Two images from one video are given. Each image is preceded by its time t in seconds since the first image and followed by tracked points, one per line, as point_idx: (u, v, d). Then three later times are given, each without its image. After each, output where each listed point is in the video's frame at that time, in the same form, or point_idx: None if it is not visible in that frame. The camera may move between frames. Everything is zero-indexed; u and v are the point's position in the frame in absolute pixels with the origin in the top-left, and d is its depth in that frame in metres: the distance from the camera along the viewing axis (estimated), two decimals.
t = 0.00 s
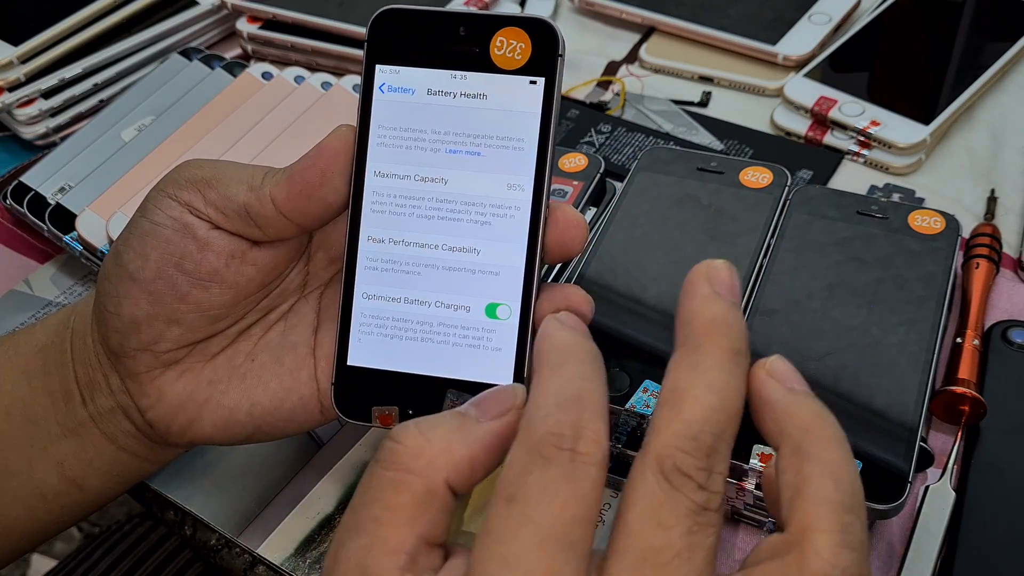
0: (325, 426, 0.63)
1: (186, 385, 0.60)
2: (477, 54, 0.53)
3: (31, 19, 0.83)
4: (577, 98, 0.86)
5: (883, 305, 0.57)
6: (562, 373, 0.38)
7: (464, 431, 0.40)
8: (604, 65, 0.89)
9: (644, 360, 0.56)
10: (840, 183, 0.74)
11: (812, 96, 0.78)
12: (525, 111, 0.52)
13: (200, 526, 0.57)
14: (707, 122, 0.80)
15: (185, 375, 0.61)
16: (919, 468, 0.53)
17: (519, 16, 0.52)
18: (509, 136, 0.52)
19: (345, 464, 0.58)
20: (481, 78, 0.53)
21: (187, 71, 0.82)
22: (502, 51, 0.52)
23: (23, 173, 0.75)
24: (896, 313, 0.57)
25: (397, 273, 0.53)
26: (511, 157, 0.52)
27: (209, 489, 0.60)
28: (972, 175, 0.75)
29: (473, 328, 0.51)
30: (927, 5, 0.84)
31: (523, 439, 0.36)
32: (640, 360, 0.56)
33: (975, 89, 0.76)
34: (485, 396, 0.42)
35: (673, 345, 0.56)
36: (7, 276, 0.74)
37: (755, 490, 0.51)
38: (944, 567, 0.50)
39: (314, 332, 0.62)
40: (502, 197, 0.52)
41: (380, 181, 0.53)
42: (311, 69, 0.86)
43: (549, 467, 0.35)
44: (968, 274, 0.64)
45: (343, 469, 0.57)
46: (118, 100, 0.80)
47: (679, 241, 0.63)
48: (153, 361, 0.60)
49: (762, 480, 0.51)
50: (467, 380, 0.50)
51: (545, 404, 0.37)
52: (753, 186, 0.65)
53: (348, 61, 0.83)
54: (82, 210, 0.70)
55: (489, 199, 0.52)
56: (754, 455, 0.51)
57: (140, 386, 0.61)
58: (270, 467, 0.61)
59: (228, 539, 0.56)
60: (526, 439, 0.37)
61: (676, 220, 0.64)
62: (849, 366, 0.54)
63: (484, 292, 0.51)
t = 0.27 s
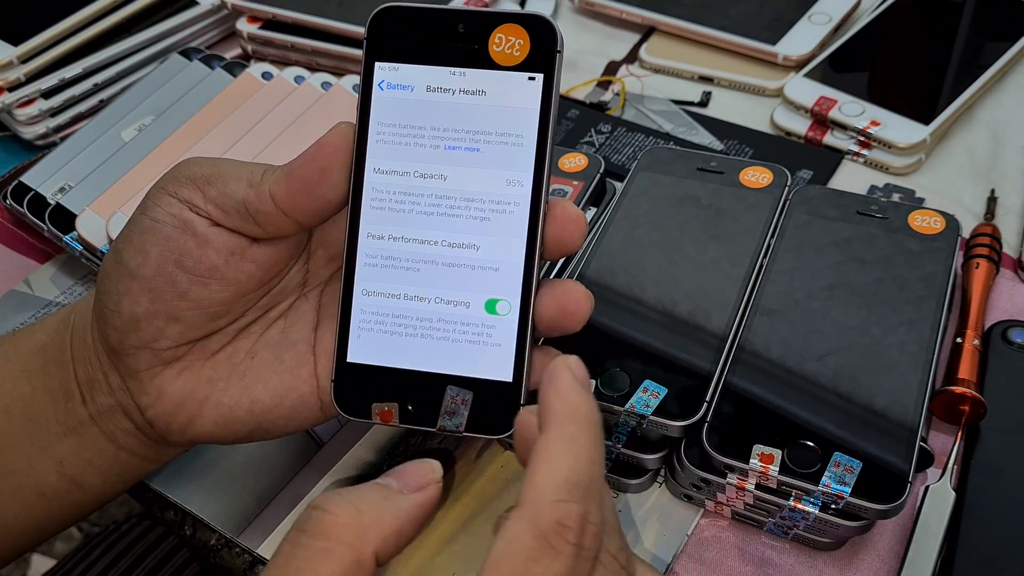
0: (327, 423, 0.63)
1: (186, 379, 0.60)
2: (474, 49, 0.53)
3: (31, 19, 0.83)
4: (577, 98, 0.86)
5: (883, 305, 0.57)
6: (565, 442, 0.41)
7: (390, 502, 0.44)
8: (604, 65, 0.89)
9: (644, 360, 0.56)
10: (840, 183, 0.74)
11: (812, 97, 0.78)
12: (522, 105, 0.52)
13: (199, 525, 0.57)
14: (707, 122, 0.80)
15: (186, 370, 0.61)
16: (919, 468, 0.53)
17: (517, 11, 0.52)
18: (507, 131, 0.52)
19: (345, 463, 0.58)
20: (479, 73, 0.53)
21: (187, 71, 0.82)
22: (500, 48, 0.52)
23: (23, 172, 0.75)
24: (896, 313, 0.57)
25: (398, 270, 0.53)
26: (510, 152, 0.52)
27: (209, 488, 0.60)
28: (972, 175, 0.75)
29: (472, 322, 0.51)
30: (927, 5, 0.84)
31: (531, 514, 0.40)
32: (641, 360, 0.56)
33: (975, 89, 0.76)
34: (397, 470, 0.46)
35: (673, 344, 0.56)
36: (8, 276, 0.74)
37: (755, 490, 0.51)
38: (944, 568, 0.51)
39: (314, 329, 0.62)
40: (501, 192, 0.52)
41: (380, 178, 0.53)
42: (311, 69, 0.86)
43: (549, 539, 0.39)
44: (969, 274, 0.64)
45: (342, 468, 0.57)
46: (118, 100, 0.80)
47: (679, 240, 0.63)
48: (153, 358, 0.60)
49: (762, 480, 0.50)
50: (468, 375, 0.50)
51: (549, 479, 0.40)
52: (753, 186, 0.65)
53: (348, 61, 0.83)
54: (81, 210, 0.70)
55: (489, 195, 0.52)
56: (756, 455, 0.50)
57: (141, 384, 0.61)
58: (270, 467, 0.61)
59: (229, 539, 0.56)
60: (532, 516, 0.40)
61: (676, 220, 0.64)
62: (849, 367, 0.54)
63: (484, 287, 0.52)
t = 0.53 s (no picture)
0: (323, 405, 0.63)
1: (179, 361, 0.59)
2: (450, 19, 0.54)
3: (31, 19, 0.83)
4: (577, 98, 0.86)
5: (883, 304, 0.57)
6: (593, 409, 0.46)
7: (378, 464, 0.47)
8: (604, 65, 0.89)
9: (645, 360, 0.56)
10: (840, 183, 0.74)
11: (812, 97, 0.78)
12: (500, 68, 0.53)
13: (200, 525, 0.59)
14: (707, 122, 0.80)
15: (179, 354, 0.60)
16: (919, 468, 0.53)
17: None
18: (485, 96, 0.53)
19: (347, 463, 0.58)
20: (457, 43, 0.54)
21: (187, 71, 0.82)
22: (475, 17, 0.53)
23: (23, 173, 0.75)
24: (895, 313, 0.57)
25: (384, 237, 0.53)
26: (489, 115, 0.53)
27: (210, 489, 0.60)
28: (972, 175, 0.75)
29: (459, 284, 0.52)
30: (927, 5, 0.84)
31: (562, 462, 0.43)
32: (641, 360, 0.56)
33: (975, 89, 0.76)
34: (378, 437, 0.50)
35: (673, 344, 0.56)
36: (8, 276, 0.74)
37: (754, 490, 0.51)
38: (944, 568, 0.51)
39: (306, 306, 0.60)
40: (483, 154, 0.52)
41: (364, 149, 0.54)
42: (311, 69, 0.86)
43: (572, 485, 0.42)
44: (969, 274, 0.64)
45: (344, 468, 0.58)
46: (118, 100, 0.80)
47: (679, 240, 0.63)
48: (146, 342, 0.59)
49: (762, 480, 0.50)
50: (455, 337, 0.51)
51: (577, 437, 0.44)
52: (753, 186, 0.65)
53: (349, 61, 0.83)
54: (81, 210, 0.70)
55: (471, 158, 0.53)
56: (755, 455, 0.50)
57: (135, 369, 0.60)
58: (270, 468, 0.61)
59: (229, 538, 0.57)
60: (561, 464, 0.43)
61: (676, 220, 0.64)
62: (849, 367, 0.54)
63: (470, 249, 0.52)
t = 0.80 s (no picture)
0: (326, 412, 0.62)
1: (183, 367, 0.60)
2: (461, 31, 0.53)
3: (31, 19, 0.83)
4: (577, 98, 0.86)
5: (883, 305, 0.57)
6: (564, 419, 0.46)
7: (347, 463, 0.46)
8: (604, 65, 0.89)
9: (645, 360, 0.56)
10: (840, 183, 0.74)
11: (812, 97, 0.78)
12: (510, 83, 0.52)
13: (200, 525, 0.59)
14: (707, 122, 0.80)
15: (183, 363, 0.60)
16: (920, 468, 0.53)
17: None
18: (496, 111, 0.52)
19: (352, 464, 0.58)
20: (466, 55, 0.53)
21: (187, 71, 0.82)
22: (486, 30, 0.53)
23: (23, 173, 0.75)
24: (895, 313, 0.57)
25: (394, 252, 0.53)
26: (500, 132, 0.52)
27: (211, 488, 0.60)
28: (972, 175, 0.75)
29: (471, 300, 0.52)
30: (927, 5, 0.84)
31: (531, 474, 0.44)
32: (641, 360, 0.56)
33: (975, 89, 0.76)
34: (351, 428, 0.49)
35: (673, 344, 0.56)
36: (8, 276, 0.74)
37: (755, 490, 0.51)
38: (944, 567, 0.51)
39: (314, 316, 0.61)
40: (494, 170, 0.52)
41: (372, 162, 0.53)
42: (311, 69, 0.86)
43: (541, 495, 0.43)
44: (969, 274, 0.64)
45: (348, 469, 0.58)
46: (118, 100, 0.80)
47: (679, 240, 0.63)
48: (153, 349, 0.59)
49: (762, 480, 0.50)
50: (466, 353, 0.51)
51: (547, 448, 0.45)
52: (753, 186, 0.65)
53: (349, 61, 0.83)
54: (81, 210, 0.70)
55: (482, 174, 0.52)
56: (755, 455, 0.50)
57: (141, 375, 0.60)
58: (271, 466, 0.61)
59: (229, 539, 0.57)
60: (531, 477, 0.44)
61: (676, 220, 0.64)
62: (849, 367, 0.54)
63: (482, 265, 0.52)
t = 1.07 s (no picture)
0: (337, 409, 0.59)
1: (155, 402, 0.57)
2: (466, 62, 0.54)
3: (30, 19, 0.83)
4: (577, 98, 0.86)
5: (883, 305, 0.57)
6: (543, 369, 0.43)
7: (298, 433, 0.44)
8: (604, 65, 0.89)
9: (645, 360, 0.56)
10: (840, 183, 0.74)
11: (812, 97, 0.78)
12: (518, 115, 0.54)
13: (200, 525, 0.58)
14: (707, 122, 0.80)
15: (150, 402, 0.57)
16: (920, 468, 0.53)
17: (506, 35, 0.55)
18: (505, 137, 0.53)
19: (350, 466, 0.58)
20: (471, 85, 0.54)
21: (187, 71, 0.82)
22: (491, 62, 0.54)
23: (23, 173, 0.75)
24: (895, 313, 0.57)
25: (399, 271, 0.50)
26: (510, 157, 0.53)
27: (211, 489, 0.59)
28: (972, 175, 0.75)
29: (484, 321, 0.49)
30: (927, 5, 0.84)
31: (504, 428, 0.41)
32: (641, 360, 0.56)
33: (975, 89, 0.76)
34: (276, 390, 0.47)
35: (673, 344, 0.56)
36: (9, 276, 0.74)
37: (755, 490, 0.51)
38: (944, 567, 0.51)
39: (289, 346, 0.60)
40: (503, 192, 0.52)
41: (373, 178, 0.51)
42: (311, 70, 0.86)
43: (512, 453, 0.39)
44: (969, 275, 0.64)
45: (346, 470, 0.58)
46: (117, 100, 0.80)
47: (679, 240, 0.63)
48: (102, 394, 0.55)
49: (762, 480, 0.50)
50: (479, 378, 0.47)
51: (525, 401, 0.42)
52: (753, 186, 0.65)
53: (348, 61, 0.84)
54: (81, 210, 0.70)
55: (490, 195, 0.52)
56: (755, 455, 0.50)
57: (84, 423, 0.56)
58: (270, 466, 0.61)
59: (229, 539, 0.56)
60: (505, 431, 0.40)
61: (676, 220, 0.64)
62: (849, 367, 0.54)
63: (493, 286, 0.50)
